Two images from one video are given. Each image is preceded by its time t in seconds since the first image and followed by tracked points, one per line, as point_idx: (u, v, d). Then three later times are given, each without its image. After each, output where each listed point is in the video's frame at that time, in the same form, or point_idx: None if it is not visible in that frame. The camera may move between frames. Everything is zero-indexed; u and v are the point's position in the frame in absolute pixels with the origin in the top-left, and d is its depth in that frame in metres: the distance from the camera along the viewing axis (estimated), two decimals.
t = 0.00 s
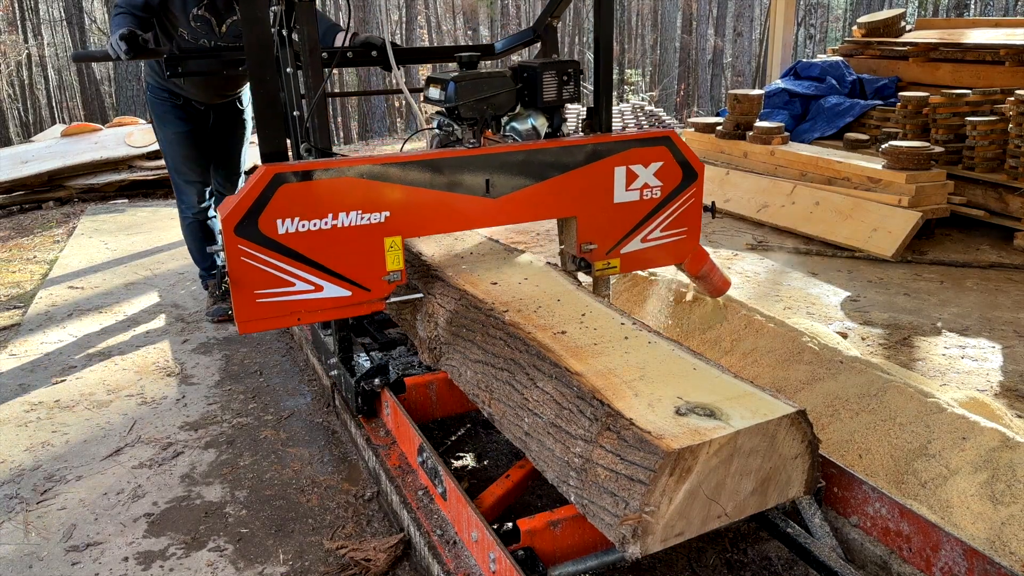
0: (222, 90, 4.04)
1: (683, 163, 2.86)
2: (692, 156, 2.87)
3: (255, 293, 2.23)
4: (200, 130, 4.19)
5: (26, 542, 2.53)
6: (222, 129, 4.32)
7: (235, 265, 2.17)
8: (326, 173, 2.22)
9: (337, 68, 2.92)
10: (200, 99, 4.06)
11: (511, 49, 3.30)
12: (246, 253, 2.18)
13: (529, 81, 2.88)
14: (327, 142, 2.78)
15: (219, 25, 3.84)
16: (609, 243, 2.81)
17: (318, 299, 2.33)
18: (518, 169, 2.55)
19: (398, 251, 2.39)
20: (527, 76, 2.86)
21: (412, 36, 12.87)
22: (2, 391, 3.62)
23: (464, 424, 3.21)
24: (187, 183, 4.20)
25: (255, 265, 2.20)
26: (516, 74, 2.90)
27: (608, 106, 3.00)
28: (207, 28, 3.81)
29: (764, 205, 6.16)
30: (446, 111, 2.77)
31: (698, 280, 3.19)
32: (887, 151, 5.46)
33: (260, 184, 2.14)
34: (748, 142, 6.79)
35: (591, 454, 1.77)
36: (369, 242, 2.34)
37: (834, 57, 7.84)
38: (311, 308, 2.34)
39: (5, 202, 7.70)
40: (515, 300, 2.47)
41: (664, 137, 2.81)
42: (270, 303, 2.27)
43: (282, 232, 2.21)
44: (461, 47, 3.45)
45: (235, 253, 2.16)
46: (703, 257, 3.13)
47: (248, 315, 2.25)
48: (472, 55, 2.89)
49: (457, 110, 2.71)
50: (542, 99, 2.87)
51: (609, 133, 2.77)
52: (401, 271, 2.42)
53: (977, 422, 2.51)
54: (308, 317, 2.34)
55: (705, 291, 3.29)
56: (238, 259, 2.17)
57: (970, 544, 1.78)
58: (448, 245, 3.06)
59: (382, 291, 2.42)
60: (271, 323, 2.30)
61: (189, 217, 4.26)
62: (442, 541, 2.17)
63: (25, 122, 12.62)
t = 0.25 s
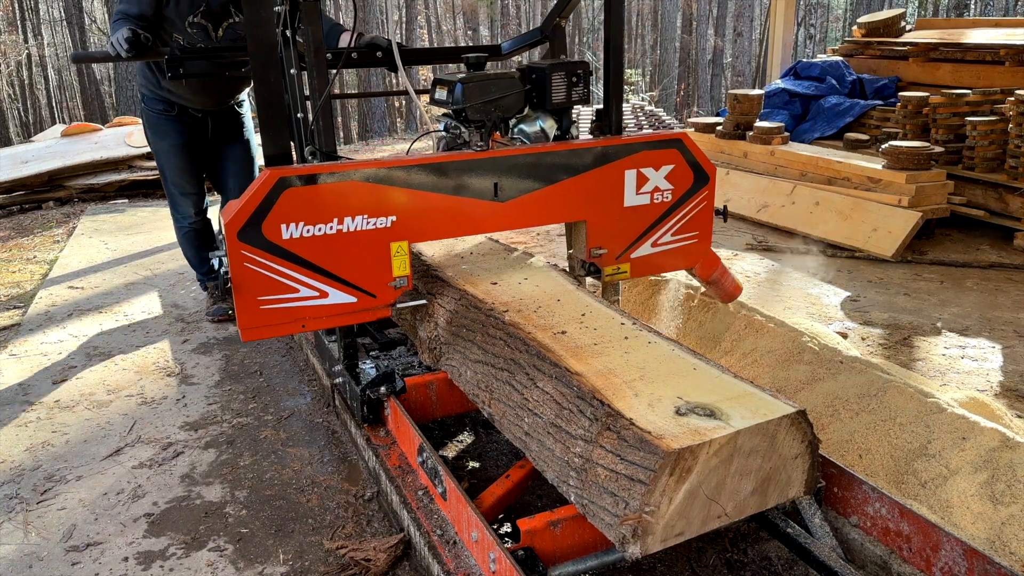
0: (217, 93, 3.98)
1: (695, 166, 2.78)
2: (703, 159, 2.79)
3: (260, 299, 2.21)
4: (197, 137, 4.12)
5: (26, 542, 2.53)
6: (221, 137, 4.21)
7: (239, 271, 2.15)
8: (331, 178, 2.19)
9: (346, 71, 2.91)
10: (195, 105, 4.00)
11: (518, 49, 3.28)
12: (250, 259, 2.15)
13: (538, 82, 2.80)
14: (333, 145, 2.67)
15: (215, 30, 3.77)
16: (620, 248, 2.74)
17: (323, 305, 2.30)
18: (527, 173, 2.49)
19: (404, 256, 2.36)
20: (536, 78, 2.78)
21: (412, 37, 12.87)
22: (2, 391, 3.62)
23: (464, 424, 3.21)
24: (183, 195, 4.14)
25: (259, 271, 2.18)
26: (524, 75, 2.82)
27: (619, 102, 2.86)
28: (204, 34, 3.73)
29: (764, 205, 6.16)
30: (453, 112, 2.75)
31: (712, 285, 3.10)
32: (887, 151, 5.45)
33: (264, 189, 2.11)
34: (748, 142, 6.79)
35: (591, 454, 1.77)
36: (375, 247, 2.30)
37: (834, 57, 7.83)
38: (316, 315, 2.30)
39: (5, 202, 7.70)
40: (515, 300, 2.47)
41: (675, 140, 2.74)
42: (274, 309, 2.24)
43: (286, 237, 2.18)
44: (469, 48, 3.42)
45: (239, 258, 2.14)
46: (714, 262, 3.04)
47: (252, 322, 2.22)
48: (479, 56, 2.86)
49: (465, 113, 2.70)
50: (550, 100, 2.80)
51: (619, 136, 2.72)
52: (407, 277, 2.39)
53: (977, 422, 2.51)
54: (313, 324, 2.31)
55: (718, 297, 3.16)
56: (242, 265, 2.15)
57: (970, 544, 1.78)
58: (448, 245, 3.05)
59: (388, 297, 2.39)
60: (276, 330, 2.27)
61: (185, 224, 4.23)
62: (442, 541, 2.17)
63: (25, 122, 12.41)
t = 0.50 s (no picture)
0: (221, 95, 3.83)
1: (708, 169, 2.73)
2: (716, 159, 2.73)
3: (264, 307, 2.15)
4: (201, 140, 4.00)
5: (26, 542, 2.53)
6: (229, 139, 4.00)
7: (241, 278, 2.09)
8: (336, 182, 2.12)
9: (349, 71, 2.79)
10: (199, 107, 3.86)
11: (525, 50, 3.24)
12: (253, 265, 2.09)
13: (547, 84, 2.74)
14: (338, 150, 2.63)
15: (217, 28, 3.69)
16: (632, 253, 2.67)
17: (328, 313, 2.23)
18: (537, 175, 2.43)
19: (411, 262, 2.29)
20: (545, 79, 2.72)
21: (411, 37, 12.87)
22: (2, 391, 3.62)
23: (464, 424, 3.21)
24: (187, 202, 4.10)
25: (261, 278, 2.12)
26: (534, 77, 2.76)
27: (630, 100, 2.81)
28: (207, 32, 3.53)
29: (764, 205, 6.16)
30: (460, 115, 2.60)
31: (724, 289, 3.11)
32: (887, 151, 5.44)
33: (268, 194, 2.06)
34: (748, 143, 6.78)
35: (591, 455, 1.77)
36: (381, 252, 2.24)
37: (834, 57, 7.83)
38: (321, 323, 2.24)
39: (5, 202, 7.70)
40: (515, 300, 2.47)
41: (688, 142, 2.68)
42: (278, 317, 2.18)
43: (289, 243, 2.11)
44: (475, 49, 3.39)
45: (241, 265, 2.08)
46: (727, 267, 3.04)
47: (255, 330, 2.16)
48: (487, 57, 2.71)
49: (472, 116, 2.56)
50: (560, 102, 2.73)
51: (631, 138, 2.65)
52: (415, 284, 2.32)
53: (978, 422, 2.51)
54: (317, 332, 2.25)
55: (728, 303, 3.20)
56: (245, 271, 2.09)
57: (970, 545, 1.78)
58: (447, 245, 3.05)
59: (395, 304, 2.32)
60: (280, 339, 2.21)
61: (188, 227, 4.17)
62: (442, 541, 2.17)
63: (25, 122, 12.30)
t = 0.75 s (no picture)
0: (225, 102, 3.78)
1: (722, 173, 2.73)
2: (730, 163, 2.74)
3: (269, 316, 2.12)
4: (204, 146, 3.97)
5: (27, 542, 2.53)
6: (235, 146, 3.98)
7: (246, 287, 2.05)
8: (343, 187, 2.09)
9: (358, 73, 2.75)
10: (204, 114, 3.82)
11: (535, 51, 3.21)
12: (257, 273, 2.06)
13: (560, 86, 2.63)
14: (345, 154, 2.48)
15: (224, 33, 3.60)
16: (643, 259, 2.67)
17: (335, 321, 2.20)
18: (548, 180, 2.40)
19: (420, 269, 2.26)
20: (558, 80, 2.61)
21: (411, 37, 12.87)
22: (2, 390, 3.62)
23: (464, 424, 3.21)
24: (190, 208, 4.09)
25: (266, 286, 2.08)
26: (545, 78, 2.65)
27: (643, 102, 2.72)
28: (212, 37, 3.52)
29: (764, 205, 6.16)
30: (469, 119, 2.51)
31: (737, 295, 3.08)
32: (887, 151, 5.43)
33: (274, 200, 2.02)
34: (748, 143, 6.78)
35: (591, 454, 1.77)
36: (389, 259, 2.21)
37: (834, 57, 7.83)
38: (327, 331, 2.21)
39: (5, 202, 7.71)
40: (515, 300, 2.46)
41: (702, 146, 2.67)
42: (282, 326, 2.15)
43: (296, 251, 2.08)
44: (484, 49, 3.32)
45: (246, 273, 2.05)
46: (742, 273, 3.03)
47: (259, 339, 2.13)
48: (498, 58, 2.57)
49: (483, 118, 2.46)
50: (573, 105, 2.63)
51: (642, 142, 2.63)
52: (423, 291, 2.29)
53: (977, 422, 2.56)
54: (323, 341, 2.22)
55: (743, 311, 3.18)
56: (250, 279, 2.06)
57: (970, 544, 1.78)
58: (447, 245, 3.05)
59: (402, 312, 2.29)
60: (284, 348, 2.18)
61: (190, 232, 4.16)
62: (442, 541, 2.17)
63: (25, 123, 12.18)
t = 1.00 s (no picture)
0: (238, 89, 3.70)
1: (739, 178, 2.68)
2: (747, 167, 2.68)
3: (274, 325, 2.09)
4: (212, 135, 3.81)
5: (27, 542, 2.53)
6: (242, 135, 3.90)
7: (252, 296, 2.03)
8: (350, 193, 2.06)
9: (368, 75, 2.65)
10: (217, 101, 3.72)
11: (544, 52, 3.23)
12: (263, 283, 2.04)
13: (572, 88, 2.65)
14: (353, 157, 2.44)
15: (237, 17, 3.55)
16: (658, 266, 2.62)
17: (342, 330, 2.18)
18: (558, 185, 2.35)
19: (429, 277, 2.24)
20: (571, 82, 2.62)
21: (411, 37, 12.86)
22: (2, 390, 3.62)
23: (464, 424, 3.20)
24: (190, 197, 3.92)
25: (272, 295, 2.06)
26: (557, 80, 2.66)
27: (658, 108, 2.71)
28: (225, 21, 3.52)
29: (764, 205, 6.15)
30: (480, 122, 2.51)
31: (754, 302, 3.01)
32: (887, 151, 5.41)
33: (280, 206, 1.99)
34: (748, 143, 6.78)
35: (591, 455, 1.77)
36: (398, 268, 2.18)
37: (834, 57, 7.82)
38: (334, 341, 2.18)
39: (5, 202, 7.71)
40: (514, 300, 2.46)
41: (718, 150, 2.62)
42: (288, 336, 2.13)
43: (302, 259, 2.06)
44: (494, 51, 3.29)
45: (251, 282, 2.02)
46: (760, 279, 2.97)
47: (264, 350, 2.11)
48: (508, 59, 2.56)
49: (494, 121, 2.46)
50: (586, 108, 2.63)
51: (657, 146, 2.59)
52: (432, 300, 2.26)
53: (977, 422, 2.56)
54: (330, 350, 2.19)
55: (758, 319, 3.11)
56: (255, 289, 2.03)
57: (970, 544, 1.78)
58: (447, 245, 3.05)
59: (411, 321, 2.26)
60: (291, 358, 2.16)
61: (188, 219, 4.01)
62: (442, 542, 2.16)
63: (25, 123, 12.15)
